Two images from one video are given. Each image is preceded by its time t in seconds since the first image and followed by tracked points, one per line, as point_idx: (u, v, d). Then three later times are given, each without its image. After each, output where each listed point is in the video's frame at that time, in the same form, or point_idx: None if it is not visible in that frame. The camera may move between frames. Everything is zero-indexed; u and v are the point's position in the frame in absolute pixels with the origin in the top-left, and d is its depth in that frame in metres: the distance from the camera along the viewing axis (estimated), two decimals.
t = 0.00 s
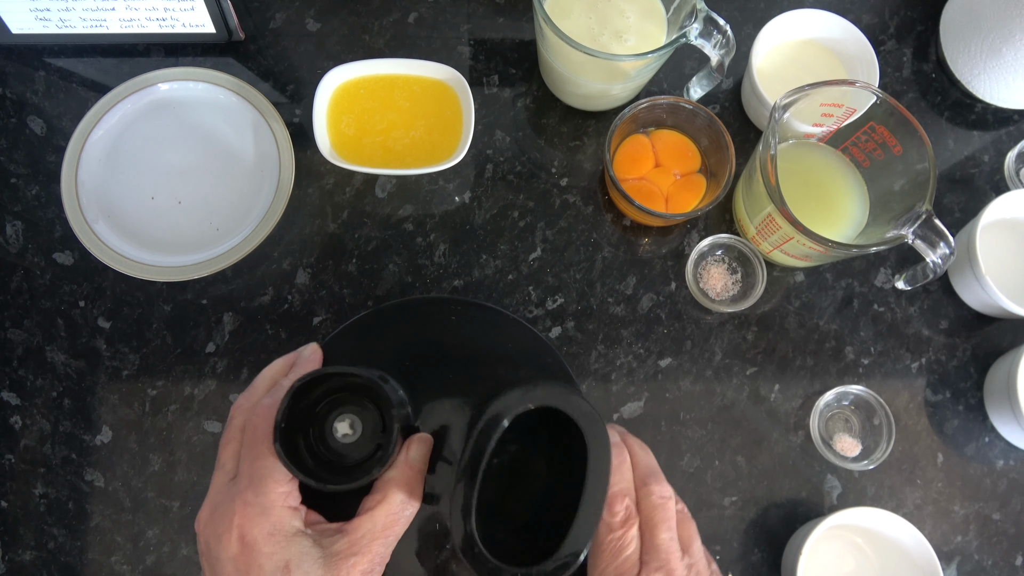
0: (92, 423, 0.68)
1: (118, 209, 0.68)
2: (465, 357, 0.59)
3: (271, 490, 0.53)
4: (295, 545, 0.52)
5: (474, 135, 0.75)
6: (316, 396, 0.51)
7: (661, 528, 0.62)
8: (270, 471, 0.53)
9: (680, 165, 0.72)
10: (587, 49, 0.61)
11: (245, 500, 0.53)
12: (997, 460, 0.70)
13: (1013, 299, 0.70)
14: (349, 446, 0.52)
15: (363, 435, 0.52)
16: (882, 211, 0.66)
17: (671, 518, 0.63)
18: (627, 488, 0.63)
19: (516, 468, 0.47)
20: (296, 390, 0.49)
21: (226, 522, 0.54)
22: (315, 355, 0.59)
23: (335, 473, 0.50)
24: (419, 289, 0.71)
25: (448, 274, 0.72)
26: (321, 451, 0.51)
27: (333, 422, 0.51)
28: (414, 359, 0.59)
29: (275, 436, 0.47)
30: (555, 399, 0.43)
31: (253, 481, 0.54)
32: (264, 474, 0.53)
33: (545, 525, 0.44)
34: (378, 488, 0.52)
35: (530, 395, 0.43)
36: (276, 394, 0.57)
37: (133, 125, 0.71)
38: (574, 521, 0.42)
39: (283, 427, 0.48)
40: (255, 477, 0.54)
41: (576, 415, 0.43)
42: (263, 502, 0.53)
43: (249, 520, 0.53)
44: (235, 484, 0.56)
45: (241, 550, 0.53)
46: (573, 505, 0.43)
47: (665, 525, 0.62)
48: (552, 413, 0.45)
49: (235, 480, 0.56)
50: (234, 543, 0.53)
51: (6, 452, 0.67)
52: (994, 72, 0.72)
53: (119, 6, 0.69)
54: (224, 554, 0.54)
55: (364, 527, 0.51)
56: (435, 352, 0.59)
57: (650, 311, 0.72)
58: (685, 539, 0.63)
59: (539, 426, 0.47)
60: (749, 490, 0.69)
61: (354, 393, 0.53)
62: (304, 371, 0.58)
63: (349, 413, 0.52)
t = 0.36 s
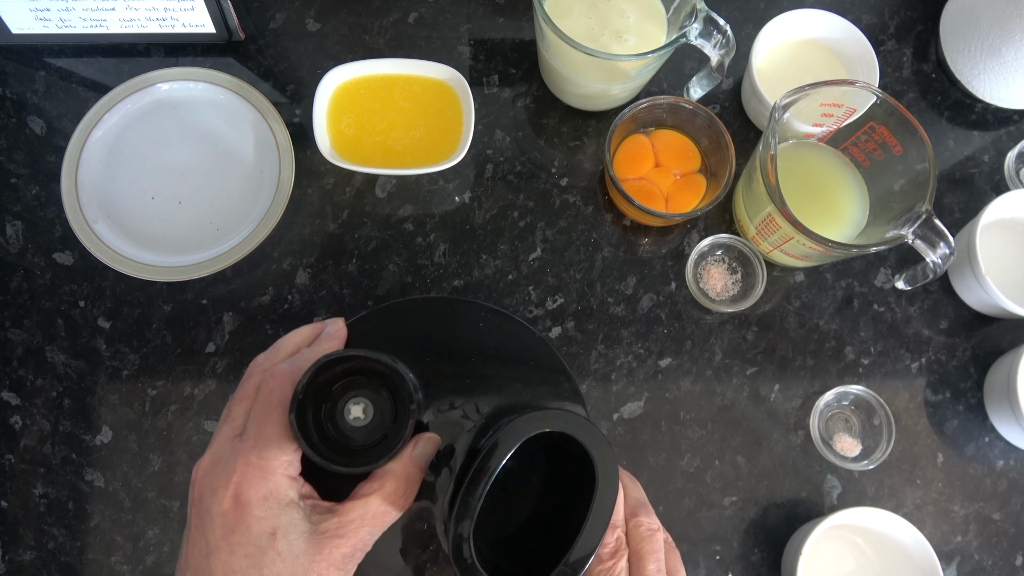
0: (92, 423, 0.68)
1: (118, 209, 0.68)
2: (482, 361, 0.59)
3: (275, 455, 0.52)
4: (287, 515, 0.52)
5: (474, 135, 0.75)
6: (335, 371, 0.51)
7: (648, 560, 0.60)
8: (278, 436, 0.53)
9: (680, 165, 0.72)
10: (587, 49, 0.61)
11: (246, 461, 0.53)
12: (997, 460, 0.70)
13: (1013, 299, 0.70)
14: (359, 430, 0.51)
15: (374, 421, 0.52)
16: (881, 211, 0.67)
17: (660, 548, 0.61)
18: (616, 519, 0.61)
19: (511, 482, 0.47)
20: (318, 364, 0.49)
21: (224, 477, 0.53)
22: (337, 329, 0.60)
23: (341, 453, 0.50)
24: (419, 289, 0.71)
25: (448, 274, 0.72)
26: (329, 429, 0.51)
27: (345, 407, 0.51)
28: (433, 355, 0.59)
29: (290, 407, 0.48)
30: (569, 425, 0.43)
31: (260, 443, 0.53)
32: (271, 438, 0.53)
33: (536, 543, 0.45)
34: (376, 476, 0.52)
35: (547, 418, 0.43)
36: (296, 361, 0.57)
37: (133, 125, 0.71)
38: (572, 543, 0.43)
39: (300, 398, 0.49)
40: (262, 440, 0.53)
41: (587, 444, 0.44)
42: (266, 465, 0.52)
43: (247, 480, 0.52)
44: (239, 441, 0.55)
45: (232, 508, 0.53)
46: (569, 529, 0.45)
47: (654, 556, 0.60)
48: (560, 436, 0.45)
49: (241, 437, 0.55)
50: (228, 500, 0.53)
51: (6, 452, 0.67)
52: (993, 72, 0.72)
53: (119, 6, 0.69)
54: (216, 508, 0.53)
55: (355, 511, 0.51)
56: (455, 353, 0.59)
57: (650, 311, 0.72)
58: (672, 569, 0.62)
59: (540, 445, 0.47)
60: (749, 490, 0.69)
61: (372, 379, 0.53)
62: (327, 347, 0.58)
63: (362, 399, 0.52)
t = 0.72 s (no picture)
0: (92, 422, 0.68)
1: (117, 209, 0.68)
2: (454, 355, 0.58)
3: (284, 511, 0.53)
4: (317, 564, 0.52)
5: (474, 135, 0.75)
6: (312, 412, 0.49)
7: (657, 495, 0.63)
8: (279, 493, 0.54)
9: (680, 165, 0.72)
10: (587, 49, 0.61)
11: (257, 527, 0.54)
12: (997, 460, 0.70)
13: (1014, 299, 0.70)
14: (351, 462, 0.49)
15: (366, 449, 0.50)
16: (881, 211, 0.66)
17: (668, 484, 0.64)
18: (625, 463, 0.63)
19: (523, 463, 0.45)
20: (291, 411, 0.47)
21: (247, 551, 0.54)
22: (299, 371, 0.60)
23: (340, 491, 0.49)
24: (419, 289, 0.71)
25: (448, 274, 0.72)
26: (324, 468, 0.49)
27: (333, 441, 0.49)
28: (403, 365, 0.58)
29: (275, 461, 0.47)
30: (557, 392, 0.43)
31: (264, 507, 0.54)
32: (274, 497, 0.54)
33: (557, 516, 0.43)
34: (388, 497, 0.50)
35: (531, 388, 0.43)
36: (273, 414, 0.58)
37: (133, 126, 0.71)
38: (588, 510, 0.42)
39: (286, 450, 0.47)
40: (265, 503, 0.54)
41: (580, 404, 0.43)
42: (281, 525, 0.53)
43: (269, 545, 0.53)
44: (244, 510, 0.56)
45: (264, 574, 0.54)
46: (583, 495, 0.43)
47: (663, 490, 0.63)
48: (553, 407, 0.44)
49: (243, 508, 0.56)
50: (258, 567, 0.54)
51: (6, 452, 0.67)
52: (993, 72, 0.72)
53: (119, 6, 0.69)
54: None
55: (380, 538, 0.51)
56: (424, 353, 0.59)
57: (650, 311, 0.72)
58: (683, 504, 0.65)
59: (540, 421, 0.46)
60: (749, 490, 0.69)
61: (350, 407, 0.50)
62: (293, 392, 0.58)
63: (348, 425, 0.50)
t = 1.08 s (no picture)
0: (92, 422, 0.68)
1: (118, 208, 0.68)
2: (451, 350, 0.57)
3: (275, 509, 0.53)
4: (310, 560, 0.52)
5: (474, 135, 0.75)
6: (303, 417, 0.48)
7: (659, 473, 0.61)
8: (270, 492, 0.54)
9: (680, 165, 0.72)
10: (587, 49, 0.61)
11: (252, 527, 0.54)
12: (997, 460, 0.70)
13: (1014, 299, 0.70)
14: (344, 463, 0.49)
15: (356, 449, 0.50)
16: (881, 211, 0.66)
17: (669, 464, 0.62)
18: (625, 443, 0.61)
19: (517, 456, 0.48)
20: (280, 417, 0.45)
21: (240, 546, 0.54)
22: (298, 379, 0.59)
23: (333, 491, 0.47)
24: (419, 289, 0.71)
25: (448, 274, 0.72)
26: (317, 471, 0.48)
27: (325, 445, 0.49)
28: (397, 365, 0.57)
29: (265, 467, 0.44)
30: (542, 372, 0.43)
31: (257, 504, 0.54)
32: (266, 495, 0.54)
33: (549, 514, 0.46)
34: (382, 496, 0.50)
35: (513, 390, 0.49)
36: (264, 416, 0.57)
37: (132, 126, 0.71)
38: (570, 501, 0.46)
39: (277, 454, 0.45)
40: (258, 502, 0.54)
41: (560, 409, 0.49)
42: (273, 521, 0.53)
43: (262, 542, 0.53)
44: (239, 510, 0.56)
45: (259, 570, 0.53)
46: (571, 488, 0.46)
47: (665, 470, 0.61)
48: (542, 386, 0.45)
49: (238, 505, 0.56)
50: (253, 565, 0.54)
51: (6, 452, 0.67)
52: (993, 72, 0.72)
53: (119, 6, 0.69)
54: None
55: (375, 537, 0.50)
56: (421, 350, 0.57)
57: (650, 311, 0.72)
58: (685, 486, 0.63)
59: (528, 412, 0.50)
60: (749, 490, 0.69)
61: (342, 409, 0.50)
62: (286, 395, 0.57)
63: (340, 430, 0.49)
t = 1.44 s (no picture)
0: (92, 422, 0.68)
1: (118, 209, 0.68)
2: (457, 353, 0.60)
3: (279, 497, 0.53)
4: (309, 550, 0.52)
5: (474, 135, 0.75)
6: (315, 407, 0.49)
7: (658, 488, 0.64)
8: (278, 480, 0.53)
9: (680, 166, 0.72)
10: (587, 49, 0.61)
11: (254, 511, 0.54)
12: (997, 460, 0.70)
13: (1014, 299, 0.70)
14: (351, 457, 0.50)
15: (363, 445, 0.50)
16: (882, 210, 0.66)
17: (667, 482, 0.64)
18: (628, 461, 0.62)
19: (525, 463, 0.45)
20: (292, 407, 0.46)
21: (240, 532, 0.54)
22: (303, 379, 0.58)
23: (338, 483, 0.49)
24: (419, 289, 0.71)
25: (448, 274, 0.72)
26: (324, 463, 0.50)
27: (332, 438, 0.50)
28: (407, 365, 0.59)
29: (275, 455, 0.45)
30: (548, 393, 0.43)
31: (261, 491, 0.54)
32: (271, 483, 0.54)
33: (551, 523, 0.44)
34: (387, 490, 0.51)
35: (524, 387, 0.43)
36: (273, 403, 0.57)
37: (132, 127, 0.71)
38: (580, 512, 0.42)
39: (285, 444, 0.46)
40: (263, 488, 0.54)
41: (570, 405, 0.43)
42: (275, 509, 0.53)
43: (262, 529, 0.53)
44: (242, 494, 0.56)
45: (256, 558, 0.54)
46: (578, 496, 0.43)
47: (664, 487, 0.63)
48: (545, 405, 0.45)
49: (243, 489, 0.56)
50: (251, 550, 0.54)
51: (6, 452, 0.67)
52: (993, 72, 0.72)
53: (119, 6, 0.69)
54: (241, 563, 0.54)
55: (375, 531, 0.51)
56: (429, 352, 0.60)
57: (650, 311, 0.72)
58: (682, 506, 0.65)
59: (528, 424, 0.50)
60: (749, 490, 0.69)
61: (353, 402, 0.51)
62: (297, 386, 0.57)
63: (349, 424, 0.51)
